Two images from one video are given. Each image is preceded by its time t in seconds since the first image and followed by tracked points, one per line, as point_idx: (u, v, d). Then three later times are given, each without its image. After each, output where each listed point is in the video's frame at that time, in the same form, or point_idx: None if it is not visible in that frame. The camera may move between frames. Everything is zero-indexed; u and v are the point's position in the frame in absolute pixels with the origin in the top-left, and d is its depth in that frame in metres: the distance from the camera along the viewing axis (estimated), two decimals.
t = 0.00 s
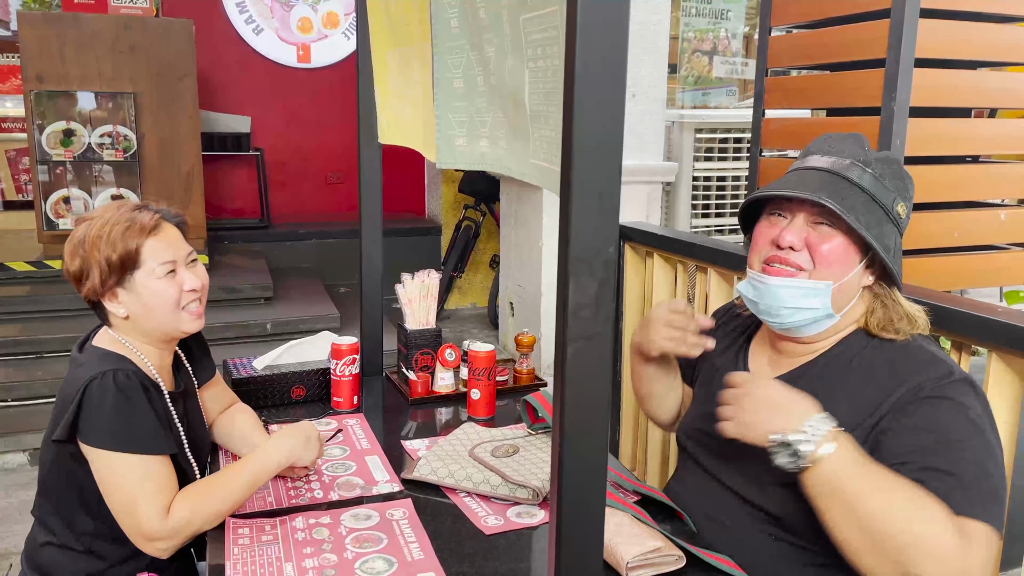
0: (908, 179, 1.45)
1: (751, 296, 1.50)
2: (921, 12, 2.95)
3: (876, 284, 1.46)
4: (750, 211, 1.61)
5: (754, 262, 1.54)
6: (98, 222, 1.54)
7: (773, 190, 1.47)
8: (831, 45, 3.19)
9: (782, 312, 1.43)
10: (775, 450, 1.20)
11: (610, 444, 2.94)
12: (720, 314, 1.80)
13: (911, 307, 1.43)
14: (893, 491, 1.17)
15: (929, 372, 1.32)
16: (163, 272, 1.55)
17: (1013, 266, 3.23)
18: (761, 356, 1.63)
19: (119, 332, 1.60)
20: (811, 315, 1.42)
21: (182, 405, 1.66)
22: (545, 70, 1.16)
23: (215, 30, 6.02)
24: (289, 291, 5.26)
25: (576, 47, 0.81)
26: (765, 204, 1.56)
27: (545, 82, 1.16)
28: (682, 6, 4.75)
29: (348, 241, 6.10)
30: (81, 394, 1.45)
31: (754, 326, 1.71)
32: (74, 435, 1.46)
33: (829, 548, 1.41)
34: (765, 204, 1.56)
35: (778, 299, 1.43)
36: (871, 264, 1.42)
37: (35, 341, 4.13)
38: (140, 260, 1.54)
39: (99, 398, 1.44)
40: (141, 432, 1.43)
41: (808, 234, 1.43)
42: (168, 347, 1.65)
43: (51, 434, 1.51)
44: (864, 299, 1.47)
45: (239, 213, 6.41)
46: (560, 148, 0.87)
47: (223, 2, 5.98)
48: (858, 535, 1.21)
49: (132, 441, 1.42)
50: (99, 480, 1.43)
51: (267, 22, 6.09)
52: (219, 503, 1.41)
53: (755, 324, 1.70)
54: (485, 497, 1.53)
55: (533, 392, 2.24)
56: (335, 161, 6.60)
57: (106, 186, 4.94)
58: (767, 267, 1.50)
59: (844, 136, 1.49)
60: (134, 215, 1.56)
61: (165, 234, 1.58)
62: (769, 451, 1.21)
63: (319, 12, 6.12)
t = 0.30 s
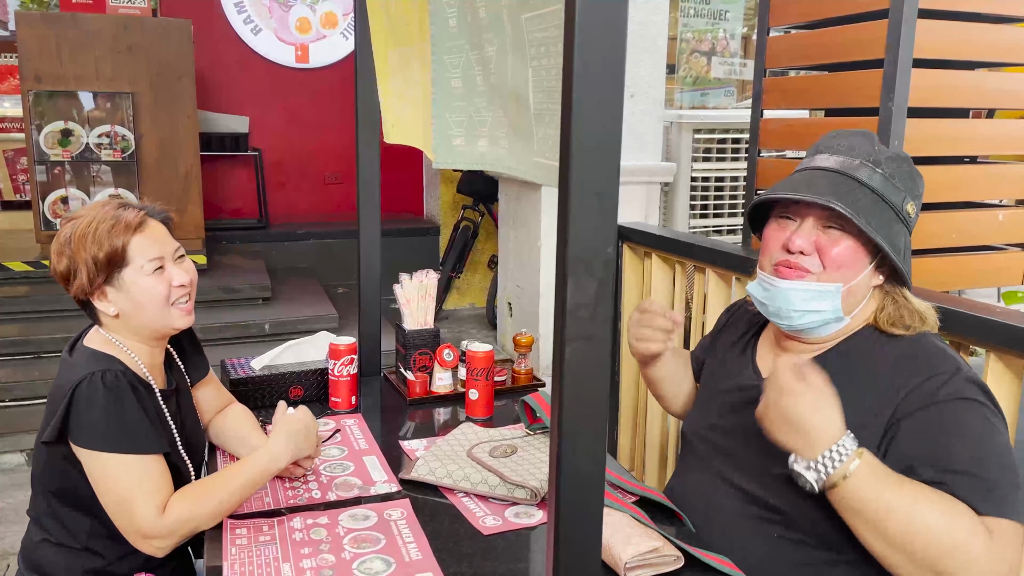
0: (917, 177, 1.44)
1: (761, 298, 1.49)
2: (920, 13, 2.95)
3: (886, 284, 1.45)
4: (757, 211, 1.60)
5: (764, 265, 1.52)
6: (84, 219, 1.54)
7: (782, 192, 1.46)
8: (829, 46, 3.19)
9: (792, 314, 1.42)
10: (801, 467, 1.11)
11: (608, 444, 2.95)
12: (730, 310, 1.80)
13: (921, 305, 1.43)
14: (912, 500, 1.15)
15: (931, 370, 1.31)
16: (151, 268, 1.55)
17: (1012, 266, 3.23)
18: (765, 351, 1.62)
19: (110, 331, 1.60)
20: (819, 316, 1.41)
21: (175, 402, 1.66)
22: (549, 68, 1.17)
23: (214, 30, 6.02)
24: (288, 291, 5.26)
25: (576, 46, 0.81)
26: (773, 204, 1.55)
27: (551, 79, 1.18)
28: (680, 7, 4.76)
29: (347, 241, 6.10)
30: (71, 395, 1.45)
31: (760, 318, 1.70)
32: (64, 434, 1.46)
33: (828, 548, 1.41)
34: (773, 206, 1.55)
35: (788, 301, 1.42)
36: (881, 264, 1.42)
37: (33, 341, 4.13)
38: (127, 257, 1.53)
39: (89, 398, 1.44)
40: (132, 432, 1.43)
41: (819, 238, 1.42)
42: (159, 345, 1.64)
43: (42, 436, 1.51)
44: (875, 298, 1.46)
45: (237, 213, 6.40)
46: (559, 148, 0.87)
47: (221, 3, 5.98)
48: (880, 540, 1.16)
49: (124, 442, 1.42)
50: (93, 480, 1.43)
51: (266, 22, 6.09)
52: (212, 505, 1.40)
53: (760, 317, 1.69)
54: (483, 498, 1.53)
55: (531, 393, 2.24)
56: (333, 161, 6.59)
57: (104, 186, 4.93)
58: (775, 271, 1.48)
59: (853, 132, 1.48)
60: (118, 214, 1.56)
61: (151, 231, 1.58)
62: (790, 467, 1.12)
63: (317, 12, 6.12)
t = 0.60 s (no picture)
0: (918, 178, 1.45)
1: (755, 293, 1.51)
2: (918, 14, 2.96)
3: (880, 283, 1.46)
4: (756, 207, 1.61)
5: (760, 258, 1.53)
6: (72, 221, 1.54)
7: (783, 185, 1.47)
8: (828, 47, 3.20)
9: (783, 310, 1.43)
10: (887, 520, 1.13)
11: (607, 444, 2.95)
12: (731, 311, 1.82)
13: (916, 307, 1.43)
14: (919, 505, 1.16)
15: (944, 370, 1.30)
16: (140, 266, 1.54)
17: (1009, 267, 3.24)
18: (762, 346, 1.64)
19: (103, 333, 1.59)
20: (811, 313, 1.41)
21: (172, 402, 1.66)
22: (547, 69, 1.17)
23: (212, 30, 6.01)
24: (286, 291, 5.26)
25: (573, 46, 0.81)
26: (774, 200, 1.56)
27: (549, 81, 1.18)
28: (679, 7, 4.76)
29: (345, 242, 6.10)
30: (65, 400, 1.45)
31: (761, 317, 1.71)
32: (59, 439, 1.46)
33: (827, 549, 1.41)
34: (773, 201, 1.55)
35: (779, 297, 1.43)
36: (877, 262, 1.43)
37: (31, 341, 4.13)
38: (117, 254, 1.53)
39: (84, 403, 1.44)
40: (128, 436, 1.43)
41: (815, 232, 1.43)
42: (154, 345, 1.64)
43: (38, 440, 1.51)
44: (869, 297, 1.46)
45: (235, 213, 6.40)
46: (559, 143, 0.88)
47: (220, 3, 5.97)
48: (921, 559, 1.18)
49: (119, 446, 1.42)
50: (89, 483, 1.43)
51: (264, 23, 6.08)
52: (207, 508, 1.40)
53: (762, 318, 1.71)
54: (482, 498, 1.53)
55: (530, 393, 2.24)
56: (332, 161, 6.59)
57: (102, 186, 4.93)
58: (769, 264, 1.50)
59: (856, 133, 1.49)
60: (106, 212, 1.56)
61: (139, 229, 1.57)
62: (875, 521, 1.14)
63: (316, 12, 6.11)
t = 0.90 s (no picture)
0: (928, 180, 1.45)
1: (766, 296, 1.51)
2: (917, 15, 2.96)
3: (891, 284, 1.45)
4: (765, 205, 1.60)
5: (769, 259, 1.54)
6: (54, 227, 1.54)
7: (793, 186, 1.47)
8: (826, 48, 3.20)
9: (793, 310, 1.43)
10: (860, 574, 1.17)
11: (606, 445, 2.95)
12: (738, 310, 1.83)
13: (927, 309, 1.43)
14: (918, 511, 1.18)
15: (947, 372, 1.31)
16: (117, 271, 1.54)
17: (1008, 268, 3.24)
18: (772, 343, 1.63)
19: (98, 334, 1.60)
20: (821, 315, 1.41)
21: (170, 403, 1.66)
22: (543, 70, 1.16)
23: (212, 30, 6.01)
24: (285, 292, 5.26)
25: (573, 47, 0.81)
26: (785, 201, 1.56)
27: (544, 82, 1.15)
28: (678, 8, 4.76)
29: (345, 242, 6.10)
30: (60, 403, 1.45)
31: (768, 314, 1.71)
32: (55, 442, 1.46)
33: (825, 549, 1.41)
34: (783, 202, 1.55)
35: (790, 299, 1.43)
36: (887, 263, 1.43)
37: (31, 342, 4.13)
38: (96, 260, 1.53)
39: (78, 406, 1.44)
40: (123, 439, 1.43)
41: (824, 233, 1.43)
42: (148, 347, 1.63)
43: (33, 443, 1.51)
44: (880, 297, 1.46)
45: (235, 214, 6.39)
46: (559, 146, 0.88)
47: (219, 3, 5.97)
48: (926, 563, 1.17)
49: (115, 449, 1.42)
50: (86, 486, 1.43)
51: (264, 23, 6.08)
52: (206, 506, 1.40)
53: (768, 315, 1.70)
54: (481, 499, 1.53)
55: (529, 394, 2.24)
56: (332, 162, 6.59)
57: (102, 186, 4.92)
58: (780, 266, 1.50)
59: (867, 133, 1.49)
60: (86, 216, 1.55)
61: (118, 234, 1.56)
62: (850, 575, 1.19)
63: (316, 12, 6.12)
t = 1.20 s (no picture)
0: (927, 176, 1.40)
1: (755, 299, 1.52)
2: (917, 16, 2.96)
3: (880, 284, 1.43)
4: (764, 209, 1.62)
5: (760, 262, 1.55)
6: (72, 225, 1.55)
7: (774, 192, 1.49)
8: (826, 49, 3.21)
9: (779, 314, 1.44)
10: None
11: (606, 445, 2.95)
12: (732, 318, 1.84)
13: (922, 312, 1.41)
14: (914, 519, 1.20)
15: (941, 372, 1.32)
16: (134, 276, 1.54)
17: (1008, 269, 3.24)
18: (772, 344, 1.62)
19: (106, 336, 1.60)
20: (806, 317, 1.42)
21: (174, 406, 1.66)
22: (542, 71, 1.15)
23: (212, 30, 6.01)
24: (285, 292, 5.26)
25: (572, 48, 0.81)
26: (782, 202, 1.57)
27: (542, 84, 1.15)
28: (678, 8, 4.76)
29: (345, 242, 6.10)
30: (65, 401, 1.45)
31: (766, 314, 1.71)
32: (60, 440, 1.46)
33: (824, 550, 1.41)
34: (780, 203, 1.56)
35: (774, 302, 1.44)
36: (870, 266, 1.41)
37: (31, 342, 4.13)
38: (111, 262, 1.53)
39: (83, 404, 1.45)
40: (127, 438, 1.43)
41: (801, 239, 1.45)
42: (156, 350, 1.63)
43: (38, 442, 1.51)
44: (871, 299, 1.44)
45: (235, 214, 6.39)
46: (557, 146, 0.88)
47: (219, 4, 5.97)
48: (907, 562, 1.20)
49: (119, 447, 1.42)
50: (89, 484, 1.43)
51: (264, 23, 6.09)
52: (208, 506, 1.41)
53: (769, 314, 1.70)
54: (481, 500, 1.53)
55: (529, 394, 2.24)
56: (331, 162, 6.59)
57: (102, 186, 4.92)
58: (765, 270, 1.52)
59: (863, 133, 1.47)
60: (103, 219, 1.55)
61: (136, 238, 1.56)
62: None
63: (316, 13, 6.13)
